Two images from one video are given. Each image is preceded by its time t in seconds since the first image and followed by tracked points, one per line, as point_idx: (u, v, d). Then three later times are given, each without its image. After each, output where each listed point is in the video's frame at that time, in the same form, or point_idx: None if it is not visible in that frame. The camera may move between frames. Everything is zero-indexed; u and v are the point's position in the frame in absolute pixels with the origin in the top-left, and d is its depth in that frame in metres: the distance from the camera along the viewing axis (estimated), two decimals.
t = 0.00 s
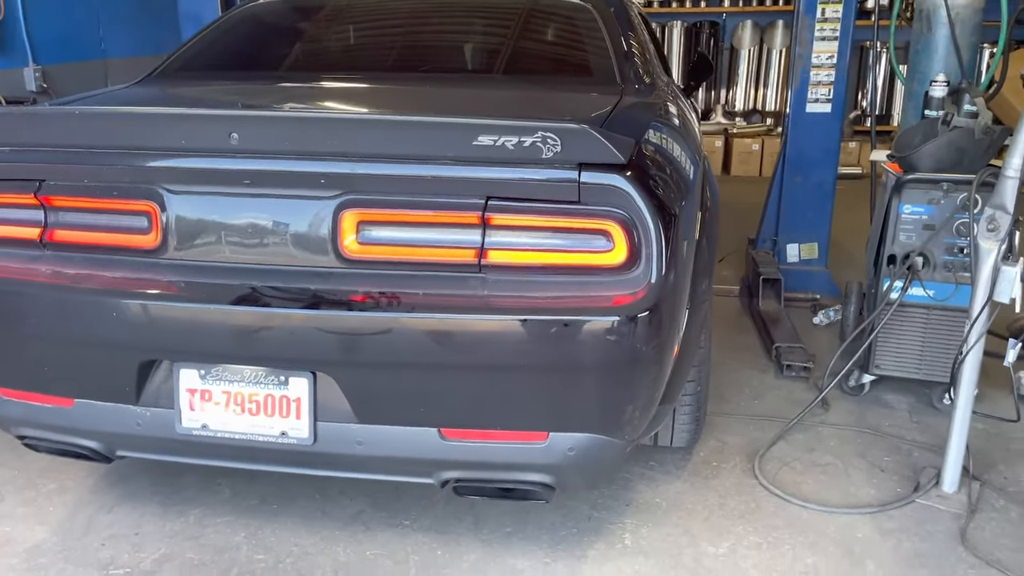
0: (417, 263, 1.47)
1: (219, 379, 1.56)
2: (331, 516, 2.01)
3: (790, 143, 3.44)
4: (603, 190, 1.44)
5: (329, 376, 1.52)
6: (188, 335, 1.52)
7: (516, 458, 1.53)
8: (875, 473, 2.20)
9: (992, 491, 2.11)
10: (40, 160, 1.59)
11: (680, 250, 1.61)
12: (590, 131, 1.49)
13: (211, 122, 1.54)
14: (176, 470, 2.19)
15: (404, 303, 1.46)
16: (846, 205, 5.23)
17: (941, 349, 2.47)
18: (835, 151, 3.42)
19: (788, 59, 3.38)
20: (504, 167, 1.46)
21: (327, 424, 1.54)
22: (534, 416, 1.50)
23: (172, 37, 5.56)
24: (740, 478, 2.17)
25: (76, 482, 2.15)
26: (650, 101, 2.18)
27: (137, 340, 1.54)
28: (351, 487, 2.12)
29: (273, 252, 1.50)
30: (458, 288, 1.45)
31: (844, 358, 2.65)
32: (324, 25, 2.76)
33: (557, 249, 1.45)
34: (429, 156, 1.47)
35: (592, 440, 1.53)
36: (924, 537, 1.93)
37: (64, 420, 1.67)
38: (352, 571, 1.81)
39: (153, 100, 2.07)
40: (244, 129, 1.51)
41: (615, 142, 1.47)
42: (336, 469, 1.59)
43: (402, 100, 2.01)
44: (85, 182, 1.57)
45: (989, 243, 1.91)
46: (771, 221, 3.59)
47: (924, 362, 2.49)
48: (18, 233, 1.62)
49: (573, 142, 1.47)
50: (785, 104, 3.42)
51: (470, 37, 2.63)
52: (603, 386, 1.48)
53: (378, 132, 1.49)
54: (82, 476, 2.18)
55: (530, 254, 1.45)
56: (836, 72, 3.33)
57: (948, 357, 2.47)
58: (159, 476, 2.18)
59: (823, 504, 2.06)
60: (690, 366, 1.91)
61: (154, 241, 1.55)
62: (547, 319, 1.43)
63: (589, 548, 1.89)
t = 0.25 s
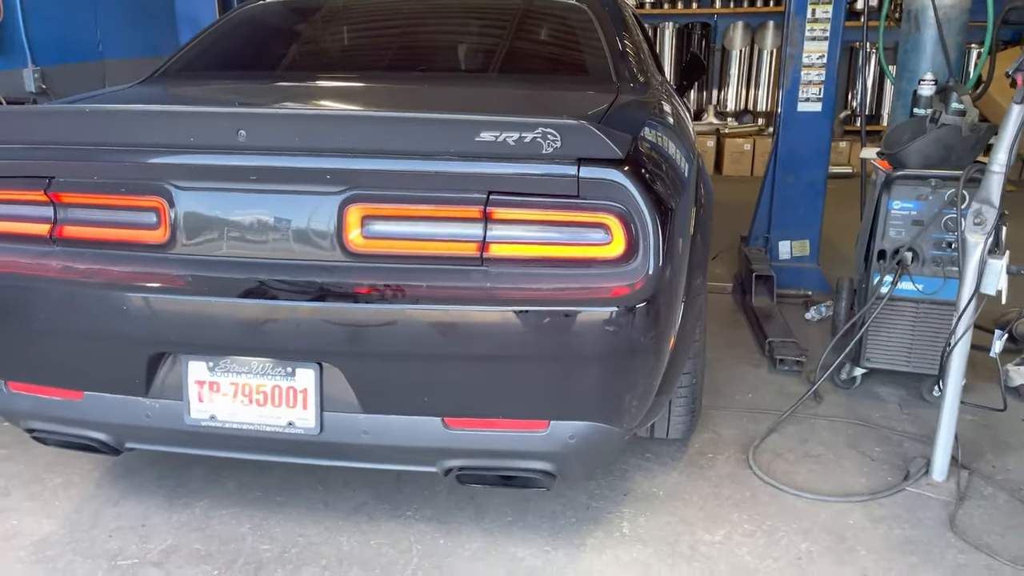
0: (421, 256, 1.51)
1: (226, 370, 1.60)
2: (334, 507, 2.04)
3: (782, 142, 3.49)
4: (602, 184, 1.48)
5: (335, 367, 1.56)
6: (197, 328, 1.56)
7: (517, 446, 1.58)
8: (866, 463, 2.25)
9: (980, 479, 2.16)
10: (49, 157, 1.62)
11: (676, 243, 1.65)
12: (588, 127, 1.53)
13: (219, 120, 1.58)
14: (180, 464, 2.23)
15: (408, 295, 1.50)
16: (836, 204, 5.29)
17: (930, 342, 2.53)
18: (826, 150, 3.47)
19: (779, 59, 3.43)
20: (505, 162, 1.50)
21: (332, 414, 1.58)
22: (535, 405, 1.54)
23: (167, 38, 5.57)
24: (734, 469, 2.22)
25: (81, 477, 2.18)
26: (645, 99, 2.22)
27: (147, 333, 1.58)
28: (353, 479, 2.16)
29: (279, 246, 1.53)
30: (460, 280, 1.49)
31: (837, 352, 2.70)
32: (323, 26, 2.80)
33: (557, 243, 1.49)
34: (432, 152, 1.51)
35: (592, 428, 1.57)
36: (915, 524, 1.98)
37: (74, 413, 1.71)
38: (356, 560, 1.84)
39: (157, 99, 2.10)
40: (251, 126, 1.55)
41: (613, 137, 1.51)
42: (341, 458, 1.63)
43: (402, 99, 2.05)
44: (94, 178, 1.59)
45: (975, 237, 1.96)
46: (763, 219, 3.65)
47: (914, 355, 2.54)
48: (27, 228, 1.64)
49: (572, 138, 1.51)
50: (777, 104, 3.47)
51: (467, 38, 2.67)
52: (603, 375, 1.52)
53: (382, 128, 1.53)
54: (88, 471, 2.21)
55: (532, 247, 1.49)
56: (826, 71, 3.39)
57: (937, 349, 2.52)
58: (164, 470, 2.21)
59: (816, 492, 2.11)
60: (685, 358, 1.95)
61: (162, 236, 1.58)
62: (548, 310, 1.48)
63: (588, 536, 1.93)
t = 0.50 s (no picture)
0: (418, 254, 1.55)
1: (228, 364, 1.64)
2: (333, 501, 2.08)
3: (772, 144, 3.54)
4: (594, 183, 1.53)
5: (334, 361, 1.60)
6: (200, 323, 1.60)
7: (512, 438, 1.62)
8: (853, 457, 2.30)
9: (964, 473, 2.21)
10: (54, 156, 1.65)
11: (666, 241, 1.70)
12: (581, 128, 1.57)
13: (221, 120, 1.62)
14: (180, 459, 2.26)
15: (406, 291, 1.54)
16: (828, 206, 5.35)
17: (916, 340, 2.58)
18: (815, 152, 3.53)
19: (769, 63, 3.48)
20: (500, 161, 1.54)
21: (332, 408, 1.63)
22: (530, 398, 1.59)
23: (165, 40, 5.60)
24: (725, 463, 2.26)
25: (83, 472, 2.22)
26: (637, 102, 2.27)
27: (151, 328, 1.62)
28: (350, 474, 2.19)
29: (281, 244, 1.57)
30: (457, 277, 1.54)
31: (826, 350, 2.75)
32: (321, 29, 2.84)
33: (551, 240, 1.54)
34: (429, 151, 1.55)
35: (585, 421, 1.61)
36: (900, 516, 2.03)
37: (79, 406, 1.75)
38: (354, 551, 1.88)
39: (158, 100, 2.14)
40: (252, 126, 1.59)
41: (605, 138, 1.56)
42: (340, 450, 1.68)
43: (400, 100, 2.09)
44: (99, 177, 1.63)
45: (958, 236, 2.01)
46: (754, 220, 3.70)
47: (900, 352, 2.60)
48: (32, 226, 1.68)
49: (565, 139, 1.55)
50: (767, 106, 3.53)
51: (462, 41, 2.71)
52: (595, 370, 1.56)
53: (381, 129, 1.57)
54: (89, 466, 2.24)
55: (526, 245, 1.54)
56: (816, 75, 3.44)
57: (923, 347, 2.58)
58: (164, 465, 2.24)
59: (804, 486, 2.15)
60: (676, 354, 2.00)
61: (166, 233, 1.62)
62: (542, 305, 1.52)
63: (581, 528, 1.97)
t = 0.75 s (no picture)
0: (411, 253, 1.59)
1: (225, 360, 1.68)
2: (327, 497, 2.11)
3: (766, 149, 3.58)
4: (584, 185, 1.56)
5: (329, 357, 1.64)
6: (197, 320, 1.64)
7: (502, 434, 1.66)
8: (841, 457, 2.33)
9: (949, 473, 2.25)
10: (56, 156, 1.69)
11: (655, 242, 1.74)
12: (571, 131, 1.60)
13: (219, 121, 1.65)
14: (178, 455, 2.30)
15: (399, 289, 1.58)
16: (824, 211, 5.39)
17: (905, 343, 2.62)
18: (808, 157, 3.57)
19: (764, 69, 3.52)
20: (491, 163, 1.57)
21: (326, 403, 1.66)
22: (520, 395, 1.62)
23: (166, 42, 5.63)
24: (715, 462, 2.30)
25: (82, 467, 2.25)
26: (629, 106, 2.31)
27: (150, 324, 1.65)
28: (346, 471, 2.23)
29: (277, 242, 1.61)
30: (449, 275, 1.57)
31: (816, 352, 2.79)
32: (320, 32, 2.88)
33: (541, 240, 1.57)
34: (423, 153, 1.58)
35: (573, 418, 1.65)
36: (885, 515, 2.06)
37: (79, 401, 1.79)
38: (347, 546, 1.92)
39: (159, 102, 2.18)
40: (250, 127, 1.63)
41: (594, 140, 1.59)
42: (335, 445, 1.71)
43: (396, 104, 2.13)
44: (101, 177, 1.67)
45: (943, 239, 2.05)
46: (748, 224, 3.74)
47: (889, 355, 2.63)
48: (35, 224, 1.71)
49: (555, 141, 1.58)
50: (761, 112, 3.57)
51: (459, 46, 2.76)
52: (583, 367, 1.60)
53: (375, 131, 1.61)
54: (88, 461, 2.28)
55: (517, 245, 1.57)
56: (809, 81, 3.48)
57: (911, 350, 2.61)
58: (162, 461, 2.28)
59: (792, 485, 2.19)
60: (666, 353, 2.03)
61: (165, 232, 1.65)
62: (532, 304, 1.56)
63: (571, 524, 2.01)
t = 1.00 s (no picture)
0: (400, 252, 1.63)
1: (219, 355, 1.72)
2: (320, 491, 2.16)
3: (762, 155, 3.62)
4: (568, 187, 1.60)
5: (319, 352, 1.68)
6: (191, 315, 1.68)
7: (487, 430, 1.70)
8: (827, 459, 2.36)
9: (934, 476, 2.27)
10: (58, 155, 1.74)
11: (640, 244, 1.77)
12: (556, 134, 1.64)
13: (216, 122, 1.70)
14: (175, 450, 2.34)
15: (387, 287, 1.62)
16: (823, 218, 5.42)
17: (894, 347, 2.65)
18: (804, 163, 3.61)
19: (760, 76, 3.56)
20: (478, 165, 1.61)
21: (316, 398, 1.71)
22: (504, 391, 1.66)
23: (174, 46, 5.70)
24: (702, 463, 2.33)
25: (80, 460, 2.30)
26: (621, 112, 2.35)
27: (145, 319, 1.70)
28: (338, 466, 2.27)
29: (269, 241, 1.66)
30: (436, 274, 1.61)
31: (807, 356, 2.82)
32: (320, 36, 2.93)
33: (526, 241, 1.61)
34: (411, 154, 1.63)
35: (557, 415, 1.69)
36: (868, 515, 2.09)
37: (76, 394, 1.83)
38: (337, 539, 1.96)
39: (160, 104, 2.24)
40: (244, 128, 1.67)
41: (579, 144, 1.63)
42: (324, 439, 1.76)
43: (391, 107, 2.18)
44: (100, 175, 1.72)
45: (927, 245, 2.08)
46: (744, 230, 3.77)
47: (878, 359, 2.66)
48: (36, 221, 1.76)
49: (540, 144, 1.62)
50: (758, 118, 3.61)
51: (456, 51, 2.80)
52: (567, 365, 1.64)
53: (366, 133, 1.66)
54: (87, 455, 2.33)
55: (503, 245, 1.61)
56: (805, 88, 3.52)
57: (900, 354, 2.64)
58: (159, 455, 2.33)
59: (778, 486, 2.22)
60: (653, 354, 2.07)
61: (162, 229, 1.70)
62: (516, 302, 1.60)
63: (557, 521, 2.05)
